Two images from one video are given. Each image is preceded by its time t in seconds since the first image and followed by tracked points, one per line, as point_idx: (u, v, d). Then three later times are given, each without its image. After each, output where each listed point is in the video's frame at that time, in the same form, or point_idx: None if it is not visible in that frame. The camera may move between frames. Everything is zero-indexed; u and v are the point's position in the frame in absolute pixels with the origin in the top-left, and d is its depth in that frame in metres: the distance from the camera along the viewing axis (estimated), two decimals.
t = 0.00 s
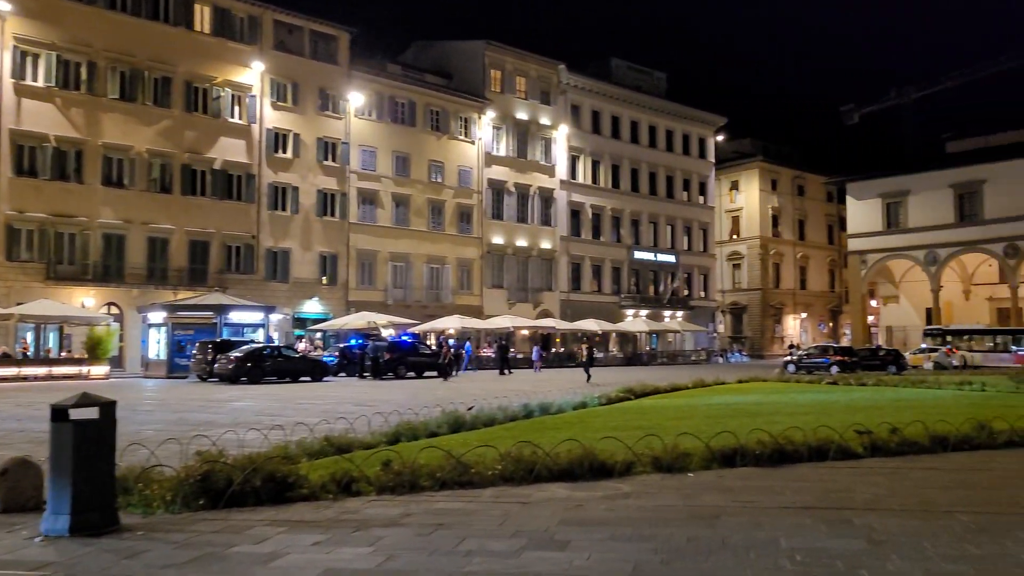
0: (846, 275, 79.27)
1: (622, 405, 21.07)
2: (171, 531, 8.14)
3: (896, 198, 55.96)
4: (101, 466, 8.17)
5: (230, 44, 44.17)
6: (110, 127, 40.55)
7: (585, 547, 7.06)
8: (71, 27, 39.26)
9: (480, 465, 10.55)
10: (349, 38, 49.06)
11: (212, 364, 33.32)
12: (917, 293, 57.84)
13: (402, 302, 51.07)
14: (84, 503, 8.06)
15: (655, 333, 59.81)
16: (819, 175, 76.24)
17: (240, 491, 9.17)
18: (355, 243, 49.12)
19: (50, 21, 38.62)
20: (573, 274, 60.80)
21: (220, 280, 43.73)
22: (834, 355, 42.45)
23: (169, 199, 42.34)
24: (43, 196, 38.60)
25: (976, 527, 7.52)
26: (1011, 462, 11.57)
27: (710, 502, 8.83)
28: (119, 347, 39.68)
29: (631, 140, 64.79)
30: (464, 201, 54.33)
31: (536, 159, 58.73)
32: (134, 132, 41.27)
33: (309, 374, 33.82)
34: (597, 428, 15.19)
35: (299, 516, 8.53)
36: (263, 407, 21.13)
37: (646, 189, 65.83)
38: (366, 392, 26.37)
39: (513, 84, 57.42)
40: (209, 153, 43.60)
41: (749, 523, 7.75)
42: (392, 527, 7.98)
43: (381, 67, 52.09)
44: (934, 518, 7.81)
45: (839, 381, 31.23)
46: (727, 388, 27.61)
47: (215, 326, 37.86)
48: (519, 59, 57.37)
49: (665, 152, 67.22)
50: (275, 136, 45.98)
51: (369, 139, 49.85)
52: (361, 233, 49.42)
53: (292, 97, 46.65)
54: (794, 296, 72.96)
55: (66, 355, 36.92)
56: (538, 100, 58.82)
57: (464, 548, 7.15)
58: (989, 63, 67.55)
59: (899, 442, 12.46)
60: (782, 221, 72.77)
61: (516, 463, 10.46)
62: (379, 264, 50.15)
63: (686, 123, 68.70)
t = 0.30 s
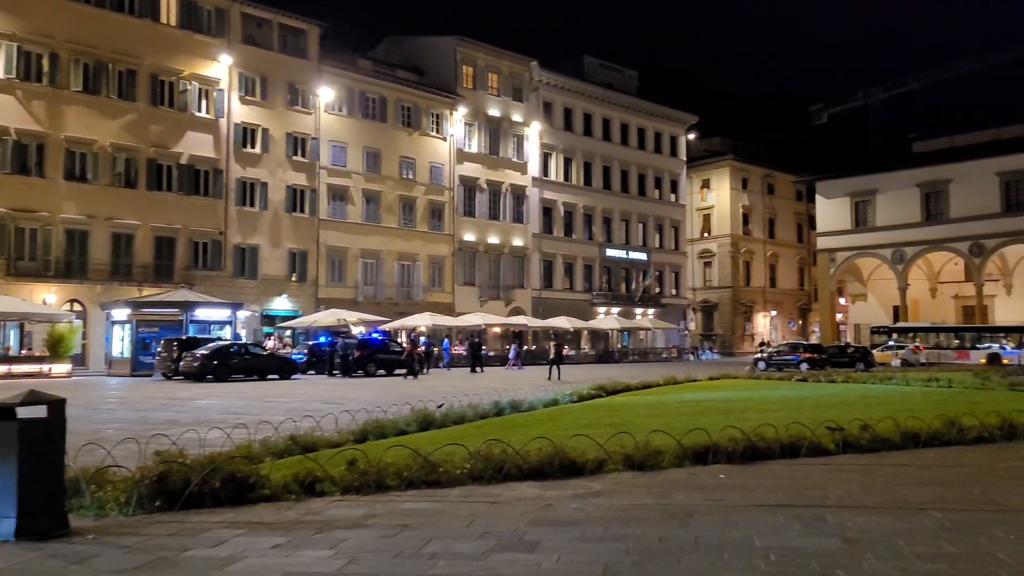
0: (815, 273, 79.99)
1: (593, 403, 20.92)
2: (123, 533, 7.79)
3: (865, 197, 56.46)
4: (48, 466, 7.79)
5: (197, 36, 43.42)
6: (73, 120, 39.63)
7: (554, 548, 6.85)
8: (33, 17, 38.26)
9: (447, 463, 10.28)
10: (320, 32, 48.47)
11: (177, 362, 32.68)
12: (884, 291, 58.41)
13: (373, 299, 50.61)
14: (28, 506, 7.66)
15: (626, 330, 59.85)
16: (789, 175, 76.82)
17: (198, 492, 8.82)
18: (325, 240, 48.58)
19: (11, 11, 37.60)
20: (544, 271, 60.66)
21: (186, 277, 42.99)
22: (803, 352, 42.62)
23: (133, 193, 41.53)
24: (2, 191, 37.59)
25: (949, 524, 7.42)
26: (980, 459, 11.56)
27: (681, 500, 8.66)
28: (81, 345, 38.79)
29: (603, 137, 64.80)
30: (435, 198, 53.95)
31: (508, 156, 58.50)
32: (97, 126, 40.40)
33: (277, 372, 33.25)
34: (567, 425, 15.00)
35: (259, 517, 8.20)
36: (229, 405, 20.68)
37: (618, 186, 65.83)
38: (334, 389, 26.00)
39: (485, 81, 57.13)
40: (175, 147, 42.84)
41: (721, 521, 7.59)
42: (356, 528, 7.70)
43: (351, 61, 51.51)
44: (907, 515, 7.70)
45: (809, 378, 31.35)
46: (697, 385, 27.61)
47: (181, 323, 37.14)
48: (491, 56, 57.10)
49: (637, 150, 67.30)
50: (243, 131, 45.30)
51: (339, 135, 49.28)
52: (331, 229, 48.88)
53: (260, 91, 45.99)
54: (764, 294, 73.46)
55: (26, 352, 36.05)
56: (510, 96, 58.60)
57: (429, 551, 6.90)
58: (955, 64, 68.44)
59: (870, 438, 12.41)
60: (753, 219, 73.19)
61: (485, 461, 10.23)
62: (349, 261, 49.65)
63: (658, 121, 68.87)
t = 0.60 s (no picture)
0: (798, 273, 80.29)
1: (577, 404, 20.75)
2: (87, 542, 7.49)
3: (848, 197, 56.66)
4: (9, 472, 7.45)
5: (178, 33, 42.92)
6: (51, 117, 39.03)
7: (535, 555, 6.63)
8: (10, 12, 37.64)
9: (427, 467, 10.06)
10: (302, 29, 48.04)
11: (157, 363, 32.23)
12: (867, 292, 58.67)
13: (356, 299, 50.25)
14: None
15: (611, 330, 59.74)
16: (773, 175, 77.04)
17: (168, 498, 8.49)
18: (307, 239, 48.20)
19: None
20: (529, 271, 60.51)
21: (167, 276, 42.49)
22: (788, 352, 42.57)
23: (112, 191, 40.98)
24: None
25: (936, 529, 7.28)
26: (965, 461, 11.48)
27: (665, 505, 8.47)
28: (59, 345, 38.22)
29: (588, 136, 64.70)
30: (419, 197, 53.66)
31: (493, 155, 58.27)
32: (76, 122, 39.80)
33: (259, 372, 32.91)
34: (550, 427, 14.83)
35: (231, 524, 7.91)
36: (207, 406, 20.36)
37: (603, 186, 65.71)
38: (316, 390, 25.70)
39: (470, 79, 56.90)
40: (156, 145, 42.31)
41: (706, 527, 7.41)
42: (331, 536, 7.45)
43: (335, 59, 51.11)
44: (894, 520, 7.57)
45: (792, 378, 31.33)
46: (682, 386, 27.50)
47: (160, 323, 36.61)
48: (475, 54, 56.85)
49: (621, 149, 67.24)
50: (224, 129, 44.82)
51: (322, 133, 48.89)
52: (314, 229, 48.51)
53: (241, 89, 45.52)
54: (748, 294, 73.60)
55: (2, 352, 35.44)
56: (494, 95, 58.39)
57: (406, 560, 6.66)
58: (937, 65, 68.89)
59: (855, 440, 12.32)
60: (737, 219, 73.31)
61: (465, 464, 10.01)
62: (332, 260, 49.29)
63: (642, 121, 68.86)
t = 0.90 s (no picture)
0: (789, 273, 80.34)
1: (569, 404, 20.50)
2: (60, 547, 7.20)
3: (839, 197, 56.64)
4: None
5: (167, 29, 42.50)
6: (37, 113, 38.53)
7: (526, 562, 6.39)
8: None
9: (415, 469, 9.80)
10: (292, 26, 47.62)
11: (143, 361, 31.86)
12: (858, 291, 58.68)
13: (346, 297, 49.89)
14: None
15: (602, 329, 59.54)
16: (764, 175, 77.01)
17: (146, 502, 8.19)
18: (297, 238, 47.84)
19: None
20: (520, 270, 60.24)
21: (154, 274, 42.04)
22: (780, 352, 42.46)
23: (99, 189, 40.51)
24: None
25: (939, 535, 7.08)
26: (963, 463, 11.31)
27: (659, 509, 8.25)
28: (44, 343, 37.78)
29: (579, 135, 64.52)
30: (409, 195, 53.35)
31: (484, 154, 58.01)
32: (62, 119, 39.32)
33: (247, 372, 32.58)
34: (541, 428, 14.62)
35: (211, 529, 7.63)
36: (194, 406, 20.05)
37: (594, 185, 65.49)
38: (306, 389, 25.41)
39: (461, 77, 56.63)
40: (144, 142, 41.87)
41: (702, 532, 7.19)
42: (314, 541, 7.19)
43: (325, 56, 50.73)
44: (894, 525, 7.37)
45: (784, 378, 31.20)
46: (674, 385, 27.33)
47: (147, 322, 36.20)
48: (467, 52, 56.56)
49: (613, 148, 67.08)
50: (213, 126, 44.39)
51: (312, 131, 48.53)
52: (303, 227, 48.17)
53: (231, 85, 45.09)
54: (740, 293, 73.57)
55: None
56: (485, 94, 58.11)
57: (392, 567, 6.41)
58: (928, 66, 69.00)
59: (851, 442, 12.15)
60: (728, 219, 73.25)
61: (454, 466, 9.76)
62: (322, 259, 48.94)
63: (634, 120, 68.73)
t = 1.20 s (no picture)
0: (785, 273, 80.27)
1: (565, 404, 20.25)
2: (41, 553, 6.95)
3: (835, 197, 56.54)
4: None
5: (160, 26, 42.17)
6: (29, 110, 38.16)
7: (524, 568, 6.17)
8: None
9: (409, 470, 9.56)
10: (287, 23, 47.32)
11: (135, 360, 31.56)
12: (853, 292, 58.62)
13: (340, 296, 49.56)
14: None
15: (597, 329, 59.35)
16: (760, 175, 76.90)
17: (132, 505, 7.94)
18: (292, 236, 47.53)
19: None
20: (515, 270, 60.03)
21: (147, 272, 41.68)
22: (775, 351, 42.28)
23: (91, 186, 40.15)
24: None
25: (950, 539, 6.89)
26: (967, 465, 11.12)
27: (661, 512, 8.05)
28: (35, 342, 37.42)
29: (575, 135, 64.35)
30: (404, 194, 53.08)
31: (479, 153, 57.77)
32: (54, 115, 38.95)
33: (240, 371, 32.28)
34: (538, 428, 14.39)
35: (198, 533, 7.39)
36: (186, 405, 19.79)
37: (590, 184, 65.32)
38: (299, 388, 25.17)
39: (456, 76, 56.40)
40: (137, 139, 41.52)
41: (706, 536, 6.99)
42: (305, 546, 6.96)
43: (320, 54, 50.41)
44: (903, 529, 7.18)
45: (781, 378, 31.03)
46: (670, 385, 27.12)
47: (139, 321, 35.87)
48: (462, 50, 56.30)
49: (609, 148, 66.91)
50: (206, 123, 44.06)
51: (306, 129, 48.21)
52: (298, 225, 47.86)
53: (224, 83, 44.75)
54: (735, 293, 73.46)
55: None
56: (480, 92, 57.89)
57: (385, 573, 6.17)
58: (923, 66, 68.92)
59: (854, 442, 11.95)
60: (724, 219, 73.14)
61: (450, 468, 9.54)
62: (316, 258, 48.64)
63: (630, 119, 68.57)
